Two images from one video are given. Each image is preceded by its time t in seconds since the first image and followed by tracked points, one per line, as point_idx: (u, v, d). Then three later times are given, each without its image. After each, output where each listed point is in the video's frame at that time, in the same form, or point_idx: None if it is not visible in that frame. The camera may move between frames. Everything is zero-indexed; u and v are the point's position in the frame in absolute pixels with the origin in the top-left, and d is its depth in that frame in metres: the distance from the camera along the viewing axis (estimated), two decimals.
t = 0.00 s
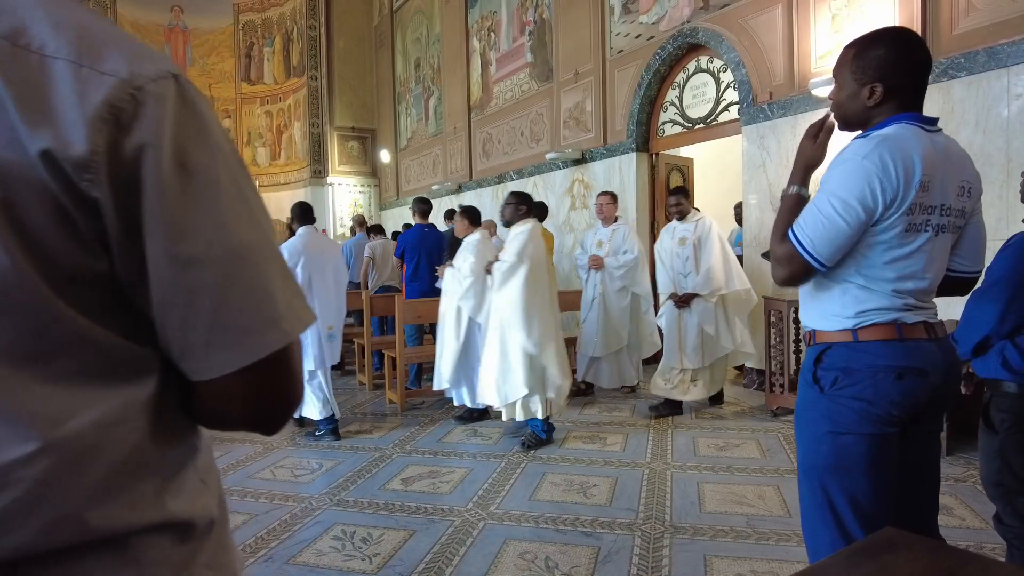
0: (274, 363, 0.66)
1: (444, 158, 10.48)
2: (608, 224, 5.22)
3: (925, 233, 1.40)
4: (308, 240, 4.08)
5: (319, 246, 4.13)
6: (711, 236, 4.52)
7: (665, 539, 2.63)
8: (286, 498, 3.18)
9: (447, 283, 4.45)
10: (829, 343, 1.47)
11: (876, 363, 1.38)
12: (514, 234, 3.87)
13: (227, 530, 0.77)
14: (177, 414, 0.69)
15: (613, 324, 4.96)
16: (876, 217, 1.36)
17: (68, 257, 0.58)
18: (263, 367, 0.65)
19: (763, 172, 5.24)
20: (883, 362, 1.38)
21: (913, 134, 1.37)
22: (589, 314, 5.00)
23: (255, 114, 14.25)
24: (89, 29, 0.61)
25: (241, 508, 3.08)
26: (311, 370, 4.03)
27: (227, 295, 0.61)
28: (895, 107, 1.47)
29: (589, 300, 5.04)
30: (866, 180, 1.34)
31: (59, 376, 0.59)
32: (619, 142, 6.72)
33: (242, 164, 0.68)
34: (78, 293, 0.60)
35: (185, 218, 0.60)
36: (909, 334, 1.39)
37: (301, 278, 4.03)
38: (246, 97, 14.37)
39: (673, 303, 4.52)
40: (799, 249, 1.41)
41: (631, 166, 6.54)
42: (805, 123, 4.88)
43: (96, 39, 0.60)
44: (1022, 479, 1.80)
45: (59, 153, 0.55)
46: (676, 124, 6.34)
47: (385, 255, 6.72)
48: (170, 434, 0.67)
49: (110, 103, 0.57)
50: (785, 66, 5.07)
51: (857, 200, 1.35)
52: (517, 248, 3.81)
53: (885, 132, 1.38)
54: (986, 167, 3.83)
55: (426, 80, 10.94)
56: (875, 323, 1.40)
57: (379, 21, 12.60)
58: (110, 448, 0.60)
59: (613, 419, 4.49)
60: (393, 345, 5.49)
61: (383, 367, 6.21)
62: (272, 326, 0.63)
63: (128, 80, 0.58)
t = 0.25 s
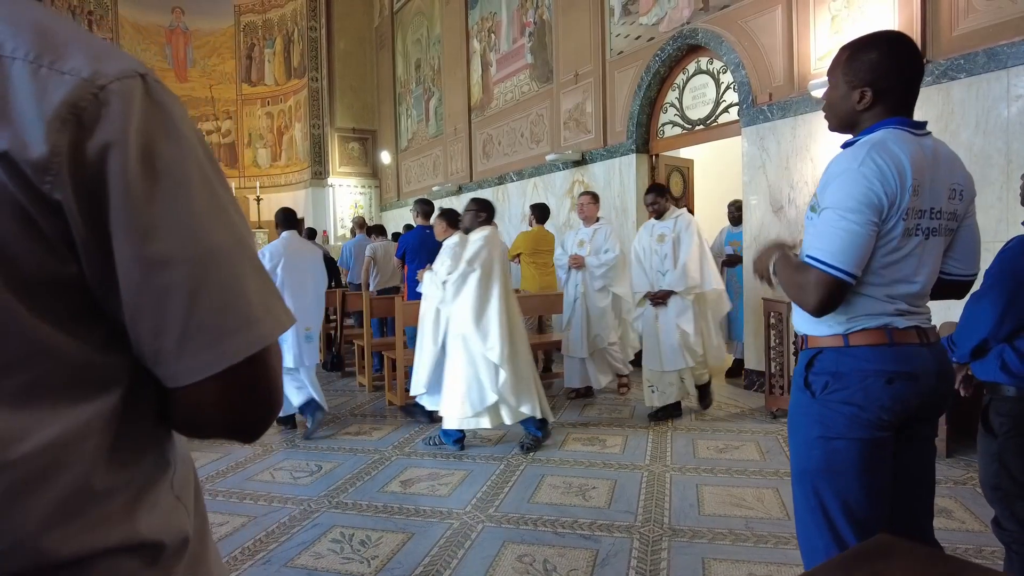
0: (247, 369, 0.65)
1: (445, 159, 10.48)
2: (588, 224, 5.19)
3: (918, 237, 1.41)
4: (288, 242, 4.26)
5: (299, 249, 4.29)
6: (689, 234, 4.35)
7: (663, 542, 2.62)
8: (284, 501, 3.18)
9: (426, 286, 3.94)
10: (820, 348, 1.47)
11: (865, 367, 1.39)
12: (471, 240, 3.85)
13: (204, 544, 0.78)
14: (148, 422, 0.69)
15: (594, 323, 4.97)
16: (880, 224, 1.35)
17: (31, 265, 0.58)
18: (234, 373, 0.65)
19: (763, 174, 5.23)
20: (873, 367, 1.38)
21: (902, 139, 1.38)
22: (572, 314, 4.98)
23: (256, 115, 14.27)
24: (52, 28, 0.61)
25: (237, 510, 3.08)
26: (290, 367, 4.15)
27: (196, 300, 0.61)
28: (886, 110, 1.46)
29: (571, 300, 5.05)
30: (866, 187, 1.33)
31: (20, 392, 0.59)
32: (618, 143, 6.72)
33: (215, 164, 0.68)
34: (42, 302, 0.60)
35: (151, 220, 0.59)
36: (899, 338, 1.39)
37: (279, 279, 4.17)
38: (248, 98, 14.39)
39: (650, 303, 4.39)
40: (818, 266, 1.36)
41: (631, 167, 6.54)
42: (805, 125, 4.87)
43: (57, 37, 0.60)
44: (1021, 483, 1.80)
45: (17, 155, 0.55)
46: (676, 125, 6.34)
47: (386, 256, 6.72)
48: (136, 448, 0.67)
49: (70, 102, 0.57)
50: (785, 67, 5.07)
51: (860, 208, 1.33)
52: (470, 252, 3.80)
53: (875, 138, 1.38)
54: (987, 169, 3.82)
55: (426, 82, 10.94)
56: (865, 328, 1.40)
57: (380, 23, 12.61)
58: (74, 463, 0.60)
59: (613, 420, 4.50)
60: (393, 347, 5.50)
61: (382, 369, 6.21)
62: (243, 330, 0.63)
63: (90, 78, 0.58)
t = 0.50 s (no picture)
0: (240, 389, 0.65)
1: (445, 161, 10.50)
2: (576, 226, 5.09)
3: (914, 243, 1.41)
4: (275, 245, 4.28)
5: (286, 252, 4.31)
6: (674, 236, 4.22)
7: (663, 545, 2.62)
8: (285, 503, 3.18)
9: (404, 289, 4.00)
10: (819, 354, 1.47)
11: (864, 374, 1.39)
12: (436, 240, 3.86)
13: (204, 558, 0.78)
14: (144, 440, 0.69)
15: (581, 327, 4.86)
16: (876, 232, 1.35)
17: (23, 285, 0.58)
18: (226, 394, 0.65)
19: (763, 175, 5.24)
20: (871, 373, 1.38)
21: (897, 146, 1.38)
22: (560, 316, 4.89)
23: (257, 116, 14.30)
24: (44, 43, 0.61)
25: (238, 513, 3.08)
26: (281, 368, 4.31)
27: (187, 320, 0.61)
28: (877, 116, 1.47)
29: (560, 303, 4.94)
30: (862, 196, 1.33)
31: (15, 410, 0.59)
32: (619, 145, 6.73)
33: (209, 181, 0.68)
34: (34, 320, 0.60)
35: (142, 239, 0.60)
36: (898, 344, 1.39)
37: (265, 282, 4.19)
38: (249, 99, 14.41)
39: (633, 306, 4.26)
40: (810, 274, 1.37)
41: (632, 169, 6.55)
42: (805, 126, 4.88)
43: (50, 53, 0.60)
44: (1021, 488, 1.80)
45: (9, 176, 0.56)
46: (676, 127, 6.35)
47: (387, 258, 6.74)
48: (137, 468, 0.67)
49: (62, 121, 0.57)
50: (785, 69, 5.07)
51: (855, 217, 1.33)
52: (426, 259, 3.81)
53: (870, 147, 1.38)
54: (987, 171, 3.82)
55: (427, 83, 10.96)
56: (865, 334, 1.40)
57: (381, 25, 12.64)
58: (70, 482, 0.60)
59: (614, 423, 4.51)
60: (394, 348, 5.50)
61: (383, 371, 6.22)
62: (236, 349, 0.63)
63: (81, 96, 0.58)
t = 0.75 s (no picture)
0: (253, 418, 0.66)
1: (446, 164, 10.49)
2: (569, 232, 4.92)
3: (913, 252, 1.41)
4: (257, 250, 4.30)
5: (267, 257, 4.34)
6: (654, 247, 3.95)
7: (665, 552, 2.62)
8: (286, 509, 3.18)
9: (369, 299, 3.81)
10: (819, 364, 1.47)
11: (863, 384, 1.39)
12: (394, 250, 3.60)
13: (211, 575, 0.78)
14: (157, 465, 0.69)
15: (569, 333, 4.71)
16: (877, 243, 1.35)
17: (40, 316, 0.59)
18: (238, 424, 0.65)
19: (765, 179, 5.23)
20: (871, 383, 1.38)
21: (891, 155, 1.38)
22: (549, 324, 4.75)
23: (258, 120, 14.32)
24: (60, 70, 0.61)
25: (239, 519, 3.08)
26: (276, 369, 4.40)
27: (202, 351, 0.62)
28: (869, 125, 1.47)
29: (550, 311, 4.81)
30: (861, 207, 1.33)
31: (33, 437, 0.60)
32: (620, 149, 6.73)
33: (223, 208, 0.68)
34: (50, 350, 0.60)
35: (159, 270, 0.60)
36: (898, 354, 1.39)
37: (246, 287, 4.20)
38: (250, 102, 14.42)
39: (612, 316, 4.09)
40: (817, 288, 1.36)
41: (633, 172, 6.54)
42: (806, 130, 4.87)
43: (67, 82, 0.60)
44: None
45: (28, 210, 0.56)
46: (677, 130, 6.35)
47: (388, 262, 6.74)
48: (151, 493, 0.68)
49: (83, 153, 0.57)
50: (786, 73, 5.07)
51: (856, 229, 1.33)
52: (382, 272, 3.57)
53: (864, 157, 1.38)
54: (988, 175, 3.82)
55: (428, 87, 10.96)
56: (864, 344, 1.40)
57: (382, 28, 12.66)
58: (85, 509, 0.61)
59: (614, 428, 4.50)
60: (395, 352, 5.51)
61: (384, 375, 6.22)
62: (251, 379, 0.64)
63: (100, 128, 0.58)
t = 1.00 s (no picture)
0: (270, 443, 0.66)
1: (448, 168, 10.50)
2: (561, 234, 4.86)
3: (912, 261, 1.40)
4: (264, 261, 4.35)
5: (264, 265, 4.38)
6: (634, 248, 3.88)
7: (667, 559, 2.60)
8: (287, 516, 3.17)
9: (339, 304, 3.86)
10: (821, 373, 1.46)
11: (865, 394, 1.38)
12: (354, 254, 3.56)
13: None
14: (173, 487, 0.69)
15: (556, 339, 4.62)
16: (873, 251, 1.34)
17: (61, 342, 0.59)
18: (255, 450, 0.65)
19: (766, 184, 5.23)
20: (873, 393, 1.37)
21: (890, 164, 1.38)
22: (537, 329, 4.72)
23: (260, 124, 14.34)
24: (83, 95, 0.60)
25: (240, 526, 3.07)
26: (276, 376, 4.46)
27: (221, 378, 0.61)
28: (870, 132, 1.47)
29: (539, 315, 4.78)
30: (856, 215, 1.33)
31: (51, 459, 0.59)
32: (621, 154, 6.73)
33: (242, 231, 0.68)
34: (70, 374, 0.60)
35: (180, 299, 0.60)
36: (900, 363, 1.38)
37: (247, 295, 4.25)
38: (251, 107, 14.44)
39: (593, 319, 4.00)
40: (814, 297, 1.36)
41: (634, 177, 6.54)
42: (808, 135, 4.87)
43: (91, 107, 0.59)
44: None
45: (52, 237, 0.55)
46: (678, 135, 6.34)
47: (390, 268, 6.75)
48: (166, 513, 0.68)
49: (107, 180, 0.57)
50: (787, 78, 5.07)
51: (850, 237, 1.33)
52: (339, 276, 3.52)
53: (863, 166, 1.38)
54: (990, 181, 3.81)
55: (430, 92, 10.98)
56: (866, 353, 1.39)
57: (384, 33, 12.69)
58: (103, 531, 0.61)
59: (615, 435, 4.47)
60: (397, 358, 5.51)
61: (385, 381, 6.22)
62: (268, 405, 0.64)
63: (124, 153, 0.58)
